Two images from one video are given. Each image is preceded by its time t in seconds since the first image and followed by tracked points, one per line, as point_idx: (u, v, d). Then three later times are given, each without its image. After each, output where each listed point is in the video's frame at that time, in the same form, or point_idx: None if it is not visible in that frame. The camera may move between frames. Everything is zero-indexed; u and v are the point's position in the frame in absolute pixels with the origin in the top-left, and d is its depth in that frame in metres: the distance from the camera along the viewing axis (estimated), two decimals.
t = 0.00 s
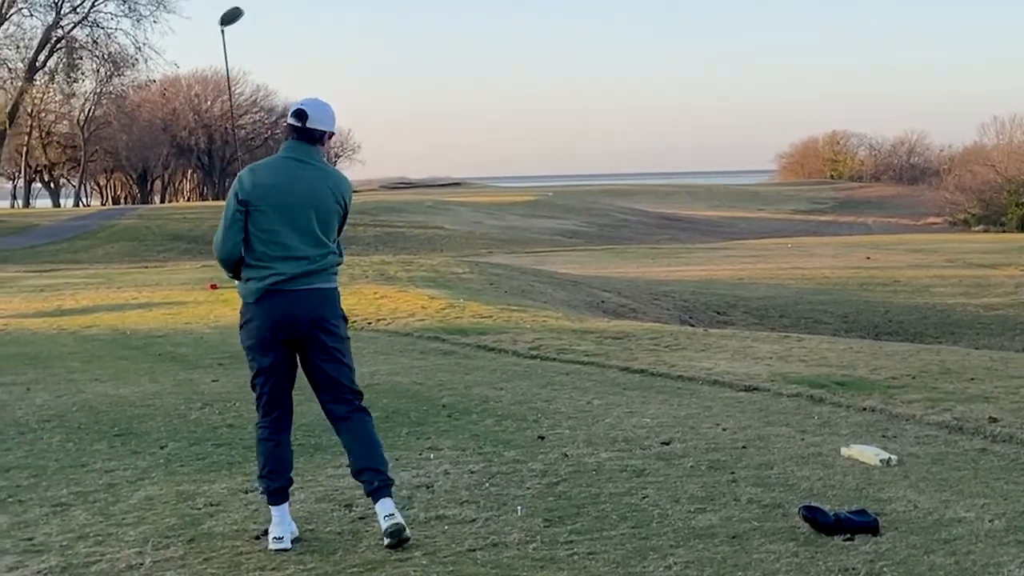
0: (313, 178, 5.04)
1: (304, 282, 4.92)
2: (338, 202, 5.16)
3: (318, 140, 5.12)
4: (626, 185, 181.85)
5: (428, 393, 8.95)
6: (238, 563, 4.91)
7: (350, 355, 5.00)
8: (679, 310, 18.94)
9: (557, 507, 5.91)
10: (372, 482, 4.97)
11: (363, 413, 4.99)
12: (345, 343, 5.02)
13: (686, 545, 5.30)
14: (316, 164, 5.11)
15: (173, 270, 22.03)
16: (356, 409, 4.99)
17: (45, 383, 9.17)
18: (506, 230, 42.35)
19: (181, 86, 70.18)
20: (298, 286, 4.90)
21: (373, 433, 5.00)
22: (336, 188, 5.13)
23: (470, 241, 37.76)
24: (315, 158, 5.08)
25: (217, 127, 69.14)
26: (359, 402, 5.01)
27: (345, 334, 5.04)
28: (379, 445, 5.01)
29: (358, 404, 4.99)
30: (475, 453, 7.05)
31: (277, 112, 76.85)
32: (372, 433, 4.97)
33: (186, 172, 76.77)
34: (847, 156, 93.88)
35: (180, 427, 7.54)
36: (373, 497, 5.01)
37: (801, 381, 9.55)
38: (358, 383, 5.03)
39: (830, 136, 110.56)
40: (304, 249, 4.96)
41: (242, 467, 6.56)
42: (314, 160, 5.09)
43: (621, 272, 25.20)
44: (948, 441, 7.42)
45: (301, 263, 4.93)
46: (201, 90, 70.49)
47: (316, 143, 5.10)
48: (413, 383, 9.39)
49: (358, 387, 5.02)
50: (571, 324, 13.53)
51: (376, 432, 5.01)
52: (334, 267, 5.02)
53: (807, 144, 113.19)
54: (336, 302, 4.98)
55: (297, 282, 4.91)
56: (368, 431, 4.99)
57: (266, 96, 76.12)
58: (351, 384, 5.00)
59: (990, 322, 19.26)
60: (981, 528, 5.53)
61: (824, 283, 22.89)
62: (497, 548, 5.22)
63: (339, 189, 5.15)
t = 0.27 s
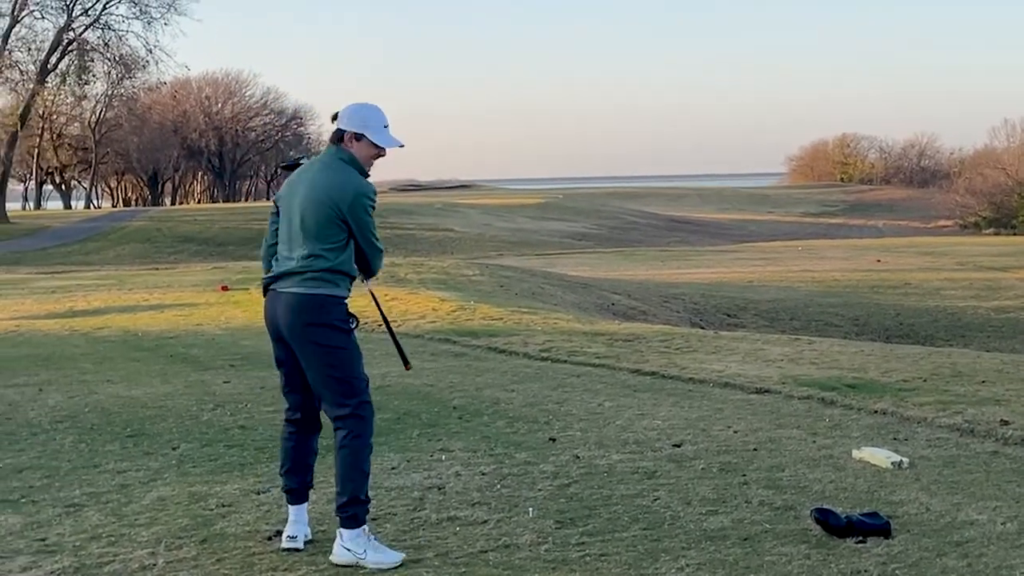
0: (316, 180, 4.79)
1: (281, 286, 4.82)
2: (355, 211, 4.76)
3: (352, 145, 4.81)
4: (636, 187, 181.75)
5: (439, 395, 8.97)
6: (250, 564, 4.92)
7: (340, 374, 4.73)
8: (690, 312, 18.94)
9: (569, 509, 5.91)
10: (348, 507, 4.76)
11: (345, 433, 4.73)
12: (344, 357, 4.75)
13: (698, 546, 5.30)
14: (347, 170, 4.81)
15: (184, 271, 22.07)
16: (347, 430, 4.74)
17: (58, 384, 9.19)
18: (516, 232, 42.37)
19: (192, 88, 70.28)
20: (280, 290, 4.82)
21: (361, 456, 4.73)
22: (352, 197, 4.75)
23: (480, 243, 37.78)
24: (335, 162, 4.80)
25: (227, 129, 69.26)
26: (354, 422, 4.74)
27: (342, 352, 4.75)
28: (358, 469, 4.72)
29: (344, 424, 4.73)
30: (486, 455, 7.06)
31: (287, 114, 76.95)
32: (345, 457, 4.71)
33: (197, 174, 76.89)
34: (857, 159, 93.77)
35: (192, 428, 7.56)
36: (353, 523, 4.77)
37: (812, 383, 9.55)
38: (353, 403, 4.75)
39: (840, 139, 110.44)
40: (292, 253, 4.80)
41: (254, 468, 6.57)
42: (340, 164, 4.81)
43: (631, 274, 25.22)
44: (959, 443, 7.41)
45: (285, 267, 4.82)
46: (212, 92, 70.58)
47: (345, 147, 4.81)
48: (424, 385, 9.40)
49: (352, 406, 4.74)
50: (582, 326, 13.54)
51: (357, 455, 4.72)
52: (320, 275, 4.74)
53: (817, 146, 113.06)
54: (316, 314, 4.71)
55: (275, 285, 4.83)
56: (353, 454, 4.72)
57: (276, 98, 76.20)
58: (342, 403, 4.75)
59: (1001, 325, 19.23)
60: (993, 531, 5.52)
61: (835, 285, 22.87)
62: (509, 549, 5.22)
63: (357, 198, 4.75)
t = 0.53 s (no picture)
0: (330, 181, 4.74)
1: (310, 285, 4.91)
2: (336, 218, 4.61)
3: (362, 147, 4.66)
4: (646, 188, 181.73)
5: (448, 396, 8.98)
6: (260, 565, 4.94)
7: (334, 387, 4.71)
8: (699, 314, 18.93)
9: (578, 510, 5.91)
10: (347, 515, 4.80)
11: (341, 444, 4.75)
12: (342, 368, 4.71)
13: (707, 548, 5.31)
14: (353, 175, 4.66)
15: (194, 272, 22.12)
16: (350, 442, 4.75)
17: (69, 385, 9.23)
18: (526, 234, 42.38)
19: (202, 90, 70.38)
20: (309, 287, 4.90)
21: (357, 468, 4.74)
22: (339, 203, 4.60)
23: (489, 244, 37.80)
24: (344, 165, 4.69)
25: (237, 131, 69.35)
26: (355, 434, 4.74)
27: (335, 364, 4.71)
28: (349, 481, 4.73)
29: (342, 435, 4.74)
30: (495, 456, 7.07)
31: (297, 116, 77.04)
32: (337, 470, 4.73)
33: (207, 175, 77.00)
34: (867, 160, 93.61)
35: (202, 429, 7.58)
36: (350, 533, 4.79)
37: (822, 385, 9.54)
38: (349, 416, 4.73)
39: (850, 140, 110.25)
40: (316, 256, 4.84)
41: (264, 469, 6.59)
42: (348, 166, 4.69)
43: (641, 276, 25.21)
44: (969, 445, 7.40)
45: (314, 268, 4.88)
46: (222, 93, 70.67)
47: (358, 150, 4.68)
48: (434, 386, 9.41)
49: (349, 419, 4.72)
50: (591, 327, 13.55)
51: (352, 468, 4.73)
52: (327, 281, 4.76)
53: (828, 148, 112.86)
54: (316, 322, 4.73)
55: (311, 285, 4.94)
56: (349, 468, 4.73)
57: (286, 99, 76.30)
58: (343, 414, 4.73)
59: (1012, 327, 19.19)
60: (1002, 533, 5.51)
61: (845, 287, 22.85)
62: (517, 550, 5.24)
63: (342, 206, 4.60)
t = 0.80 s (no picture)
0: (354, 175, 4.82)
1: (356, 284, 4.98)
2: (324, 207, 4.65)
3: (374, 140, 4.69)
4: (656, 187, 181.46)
5: (457, 397, 8.97)
6: (268, 564, 4.94)
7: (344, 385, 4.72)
8: (709, 314, 18.91)
9: (585, 510, 5.91)
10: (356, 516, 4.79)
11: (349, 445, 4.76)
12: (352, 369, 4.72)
13: (714, 548, 5.30)
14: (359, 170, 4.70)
15: (203, 272, 22.14)
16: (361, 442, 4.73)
17: (77, 385, 9.24)
18: (535, 234, 42.36)
19: (212, 90, 70.45)
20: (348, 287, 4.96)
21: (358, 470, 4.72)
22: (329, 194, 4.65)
23: (498, 244, 37.79)
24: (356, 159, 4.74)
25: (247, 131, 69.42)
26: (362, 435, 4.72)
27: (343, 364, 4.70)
28: (355, 481, 4.72)
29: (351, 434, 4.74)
30: (503, 456, 7.07)
31: (306, 116, 77.08)
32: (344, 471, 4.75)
33: (216, 175, 77.07)
34: (877, 160, 93.41)
35: (210, 429, 7.58)
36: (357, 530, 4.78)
37: (831, 385, 9.52)
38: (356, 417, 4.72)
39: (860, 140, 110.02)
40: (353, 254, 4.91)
41: (271, 469, 6.58)
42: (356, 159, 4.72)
43: (650, 276, 25.18)
44: (978, 446, 7.38)
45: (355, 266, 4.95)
46: (231, 94, 70.71)
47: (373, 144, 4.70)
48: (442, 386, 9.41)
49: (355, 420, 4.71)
50: (600, 328, 13.54)
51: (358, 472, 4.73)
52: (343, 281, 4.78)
53: (837, 148, 112.64)
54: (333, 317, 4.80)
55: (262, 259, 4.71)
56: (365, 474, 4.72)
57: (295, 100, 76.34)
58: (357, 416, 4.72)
59: (1022, 327, 19.15)
60: (1010, 534, 5.50)
61: (855, 287, 22.81)
62: (525, 551, 5.23)
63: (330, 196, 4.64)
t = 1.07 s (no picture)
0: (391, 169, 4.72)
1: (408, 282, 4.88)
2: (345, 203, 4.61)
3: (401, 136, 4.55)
4: (667, 186, 181.45)
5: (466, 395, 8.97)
6: (276, 562, 4.95)
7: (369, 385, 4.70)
8: (719, 313, 18.88)
9: (594, 509, 5.90)
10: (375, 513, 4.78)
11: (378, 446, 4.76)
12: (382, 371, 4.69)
13: (724, 547, 5.29)
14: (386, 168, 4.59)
15: (213, 271, 22.18)
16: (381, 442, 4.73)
17: (87, 383, 9.26)
18: (545, 233, 42.35)
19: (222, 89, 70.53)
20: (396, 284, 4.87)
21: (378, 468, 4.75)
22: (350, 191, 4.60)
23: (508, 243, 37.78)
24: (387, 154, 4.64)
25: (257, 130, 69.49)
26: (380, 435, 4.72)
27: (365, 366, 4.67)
28: (379, 477, 4.76)
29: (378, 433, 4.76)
30: (512, 455, 7.07)
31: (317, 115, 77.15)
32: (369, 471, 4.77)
33: (226, 174, 77.19)
34: (888, 159, 93.22)
35: (219, 427, 7.59)
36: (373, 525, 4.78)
37: (840, 385, 9.50)
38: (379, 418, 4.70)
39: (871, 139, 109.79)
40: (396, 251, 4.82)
41: (281, 467, 6.59)
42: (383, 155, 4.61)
43: (659, 275, 25.16)
44: (988, 445, 7.36)
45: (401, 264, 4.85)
46: (242, 93, 70.79)
47: (403, 138, 4.57)
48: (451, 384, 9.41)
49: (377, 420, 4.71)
50: (609, 326, 13.53)
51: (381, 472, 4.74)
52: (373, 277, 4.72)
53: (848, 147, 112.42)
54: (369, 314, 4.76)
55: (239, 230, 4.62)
56: (386, 476, 4.75)
57: (305, 99, 76.41)
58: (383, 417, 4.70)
59: None
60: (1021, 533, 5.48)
61: (865, 287, 22.76)
62: (534, 549, 5.23)
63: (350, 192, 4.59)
